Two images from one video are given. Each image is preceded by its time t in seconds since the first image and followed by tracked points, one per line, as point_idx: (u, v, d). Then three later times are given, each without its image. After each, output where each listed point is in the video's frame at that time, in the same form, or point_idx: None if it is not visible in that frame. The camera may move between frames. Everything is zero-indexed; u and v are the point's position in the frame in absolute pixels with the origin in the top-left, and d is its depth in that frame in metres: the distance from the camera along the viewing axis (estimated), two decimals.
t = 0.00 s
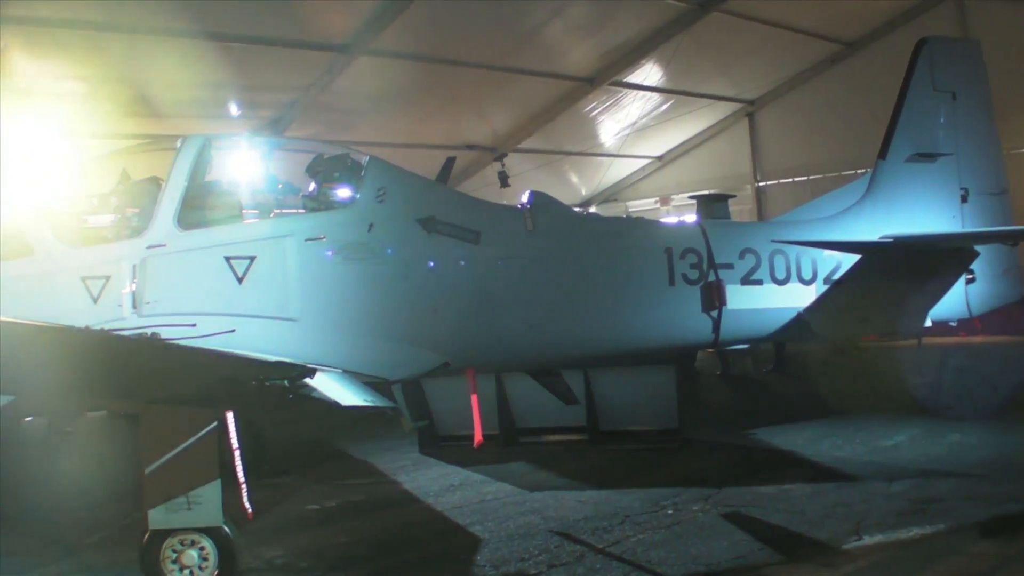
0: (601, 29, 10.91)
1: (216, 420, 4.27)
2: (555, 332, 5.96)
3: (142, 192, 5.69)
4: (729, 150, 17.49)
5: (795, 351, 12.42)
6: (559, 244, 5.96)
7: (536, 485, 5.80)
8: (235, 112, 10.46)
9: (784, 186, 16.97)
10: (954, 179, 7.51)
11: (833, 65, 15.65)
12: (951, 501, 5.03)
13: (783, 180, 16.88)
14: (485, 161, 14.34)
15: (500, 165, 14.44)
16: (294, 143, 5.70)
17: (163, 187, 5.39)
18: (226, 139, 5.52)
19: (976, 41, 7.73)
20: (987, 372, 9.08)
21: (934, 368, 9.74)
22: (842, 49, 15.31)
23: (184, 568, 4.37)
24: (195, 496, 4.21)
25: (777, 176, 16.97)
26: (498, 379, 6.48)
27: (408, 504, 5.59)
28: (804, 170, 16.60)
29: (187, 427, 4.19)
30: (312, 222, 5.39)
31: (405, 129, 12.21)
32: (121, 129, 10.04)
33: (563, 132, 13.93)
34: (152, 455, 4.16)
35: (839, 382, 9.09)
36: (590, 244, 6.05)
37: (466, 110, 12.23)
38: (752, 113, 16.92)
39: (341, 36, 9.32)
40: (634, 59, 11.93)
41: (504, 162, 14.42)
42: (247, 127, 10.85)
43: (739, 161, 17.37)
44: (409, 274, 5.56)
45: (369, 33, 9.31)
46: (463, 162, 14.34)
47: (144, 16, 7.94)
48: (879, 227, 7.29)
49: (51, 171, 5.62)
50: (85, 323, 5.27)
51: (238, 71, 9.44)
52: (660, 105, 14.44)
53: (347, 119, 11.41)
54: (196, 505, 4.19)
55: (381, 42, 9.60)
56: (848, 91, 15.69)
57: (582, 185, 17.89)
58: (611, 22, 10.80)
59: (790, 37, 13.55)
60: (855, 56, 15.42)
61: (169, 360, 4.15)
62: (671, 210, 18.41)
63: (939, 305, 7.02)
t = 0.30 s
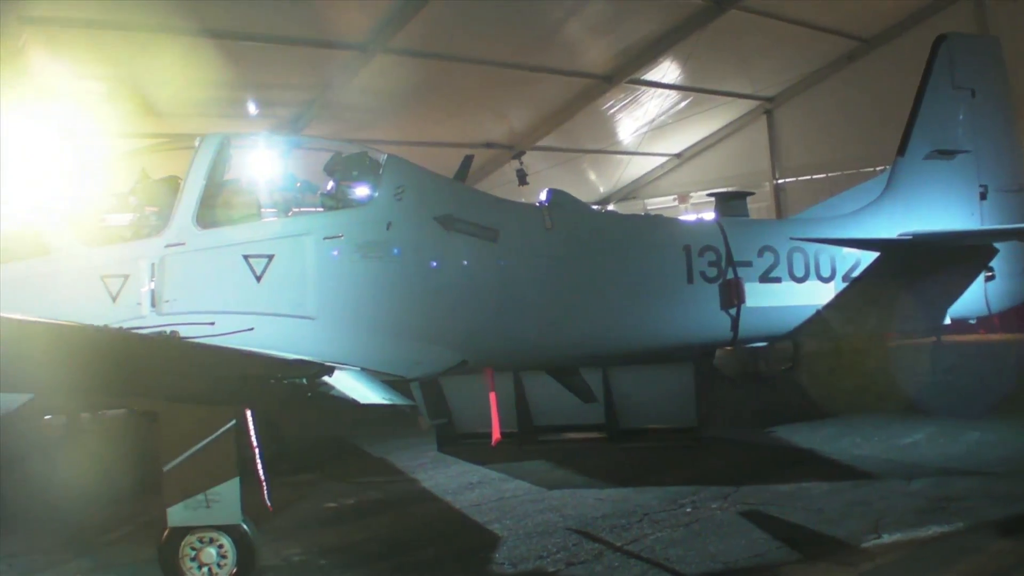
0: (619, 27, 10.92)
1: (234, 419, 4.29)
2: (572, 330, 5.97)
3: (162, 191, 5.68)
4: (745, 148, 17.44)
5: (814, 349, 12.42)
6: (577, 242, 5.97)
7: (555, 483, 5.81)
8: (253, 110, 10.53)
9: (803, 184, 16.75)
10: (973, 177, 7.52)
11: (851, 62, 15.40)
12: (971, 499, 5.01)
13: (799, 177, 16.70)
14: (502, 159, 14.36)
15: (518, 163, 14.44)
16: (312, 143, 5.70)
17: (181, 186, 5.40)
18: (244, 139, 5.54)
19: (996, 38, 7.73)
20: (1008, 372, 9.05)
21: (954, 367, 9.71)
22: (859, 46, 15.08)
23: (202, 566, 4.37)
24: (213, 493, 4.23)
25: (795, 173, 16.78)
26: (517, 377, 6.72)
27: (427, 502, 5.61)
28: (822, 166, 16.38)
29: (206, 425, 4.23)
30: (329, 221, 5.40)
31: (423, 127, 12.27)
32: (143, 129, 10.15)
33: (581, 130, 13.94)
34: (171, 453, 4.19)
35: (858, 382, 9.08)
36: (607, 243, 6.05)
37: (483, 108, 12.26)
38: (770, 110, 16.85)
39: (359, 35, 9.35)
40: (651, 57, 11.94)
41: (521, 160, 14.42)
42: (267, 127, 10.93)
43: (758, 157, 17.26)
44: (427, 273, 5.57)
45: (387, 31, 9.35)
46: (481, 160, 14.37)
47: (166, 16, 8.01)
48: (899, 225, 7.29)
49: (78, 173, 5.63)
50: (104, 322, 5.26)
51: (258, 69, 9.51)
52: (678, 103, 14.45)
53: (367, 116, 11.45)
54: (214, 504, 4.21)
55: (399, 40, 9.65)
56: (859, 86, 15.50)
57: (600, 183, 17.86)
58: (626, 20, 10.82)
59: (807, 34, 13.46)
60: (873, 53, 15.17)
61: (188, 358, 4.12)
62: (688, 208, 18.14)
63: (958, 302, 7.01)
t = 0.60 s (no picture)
0: (637, 24, 10.95)
1: (254, 416, 4.29)
2: (591, 327, 5.97)
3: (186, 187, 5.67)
4: (765, 145, 17.19)
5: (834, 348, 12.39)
6: (597, 239, 5.97)
7: (574, 480, 5.84)
8: (272, 109, 10.57)
9: (823, 180, 16.47)
10: (993, 173, 7.53)
11: (869, 58, 15.39)
12: (991, 497, 4.99)
13: (818, 174, 16.42)
14: (521, 157, 14.35)
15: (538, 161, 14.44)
16: (331, 140, 5.70)
17: (202, 183, 5.43)
18: (265, 137, 5.56)
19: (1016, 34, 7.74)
20: None
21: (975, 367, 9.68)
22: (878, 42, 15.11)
23: (223, 563, 4.38)
24: (234, 489, 4.24)
25: (816, 169, 16.50)
26: (536, 374, 6.87)
27: (447, 498, 5.63)
28: (844, 162, 16.10)
29: (231, 423, 4.24)
30: (349, 218, 5.41)
31: (440, 125, 12.32)
32: (166, 127, 10.24)
33: (600, 128, 13.96)
34: (190, 450, 4.21)
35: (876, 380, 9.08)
36: (626, 240, 6.05)
37: (502, 105, 12.27)
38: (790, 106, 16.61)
39: (378, 33, 9.43)
40: (671, 54, 11.97)
41: (541, 157, 14.39)
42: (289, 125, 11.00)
43: (777, 154, 17.09)
44: (446, 270, 5.57)
45: (405, 28, 9.40)
46: (501, 157, 14.39)
47: (190, 14, 8.07)
48: (920, 222, 7.28)
49: (101, 173, 5.68)
50: (124, 319, 5.30)
51: (280, 66, 9.56)
52: (699, 99, 14.46)
53: (387, 114, 11.50)
54: (235, 501, 4.22)
55: (417, 39, 9.73)
56: (876, 86, 15.51)
57: (618, 180, 17.80)
58: (646, 17, 10.84)
59: (825, 30, 13.40)
60: (891, 50, 15.21)
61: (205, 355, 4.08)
62: (708, 206, 17.87)
63: (979, 299, 7.01)
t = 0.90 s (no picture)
0: (653, 22, 10.95)
1: (272, 415, 4.30)
2: (608, 325, 5.98)
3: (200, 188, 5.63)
4: (781, 144, 17.25)
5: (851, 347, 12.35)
6: (613, 237, 5.97)
7: (591, 479, 5.85)
8: (289, 108, 10.59)
9: (842, 178, 16.61)
10: (1011, 170, 7.52)
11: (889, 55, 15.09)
12: (1010, 496, 4.97)
13: (838, 172, 16.57)
14: (539, 155, 14.35)
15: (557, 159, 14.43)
16: (348, 139, 5.69)
17: (219, 182, 5.42)
18: (282, 136, 5.55)
19: None
20: None
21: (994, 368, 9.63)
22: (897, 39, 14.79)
23: (240, 561, 4.38)
24: (251, 487, 4.25)
25: (834, 167, 16.64)
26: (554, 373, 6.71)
27: (463, 497, 5.64)
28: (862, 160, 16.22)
29: (248, 420, 4.25)
30: (367, 216, 5.43)
31: (456, 124, 12.36)
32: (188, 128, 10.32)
33: (618, 126, 13.96)
34: (208, 448, 4.21)
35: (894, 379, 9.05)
36: (642, 238, 6.05)
37: (519, 103, 12.30)
38: (807, 104, 16.54)
39: (395, 31, 9.47)
40: (688, 51, 11.98)
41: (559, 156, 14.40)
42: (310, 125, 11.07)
43: (793, 154, 17.14)
44: (463, 269, 5.59)
45: (423, 25, 9.42)
46: (519, 155, 14.39)
47: (210, 13, 8.11)
48: (938, 220, 7.27)
49: (119, 173, 5.71)
50: (141, 317, 5.32)
51: (297, 66, 9.59)
52: (716, 96, 14.46)
53: (405, 111, 11.54)
54: (253, 499, 4.23)
55: (433, 38, 9.78)
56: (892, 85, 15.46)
57: (636, 178, 17.77)
58: (663, 15, 10.85)
59: (841, 29, 13.36)
60: (912, 45, 14.85)
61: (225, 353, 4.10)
62: (726, 203, 18.15)
63: (998, 297, 7.01)
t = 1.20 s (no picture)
0: (671, 21, 10.98)
1: (291, 414, 4.32)
2: (626, 324, 5.98)
3: (217, 188, 5.59)
4: (799, 143, 17.25)
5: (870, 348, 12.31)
6: (630, 237, 5.97)
7: (608, 478, 5.87)
8: (308, 109, 10.61)
9: (861, 177, 16.50)
10: None
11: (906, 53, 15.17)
12: None
13: (858, 170, 16.44)
14: (557, 155, 14.37)
15: (574, 158, 14.47)
16: (367, 138, 5.70)
17: (238, 182, 5.44)
18: (301, 135, 5.54)
19: None
20: None
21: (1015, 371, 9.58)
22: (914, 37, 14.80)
23: (258, 560, 4.38)
24: (269, 485, 4.26)
25: (853, 166, 16.55)
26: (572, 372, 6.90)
27: (480, 497, 5.65)
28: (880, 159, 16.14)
29: (266, 419, 4.29)
30: (385, 216, 5.44)
31: (473, 124, 12.40)
32: (209, 127, 10.38)
33: (635, 125, 13.99)
34: (228, 446, 4.24)
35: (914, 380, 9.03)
36: (659, 237, 6.05)
37: (536, 103, 12.33)
38: (826, 102, 16.61)
39: (415, 31, 9.51)
40: (707, 49, 12.02)
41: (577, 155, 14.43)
42: (333, 123, 11.12)
43: (811, 153, 17.15)
44: (480, 268, 5.59)
45: (441, 24, 9.45)
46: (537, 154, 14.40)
47: (232, 13, 8.18)
48: (957, 219, 7.26)
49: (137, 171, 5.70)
50: (160, 316, 5.35)
51: (317, 66, 9.64)
52: (734, 96, 14.50)
53: (424, 111, 11.58)
54: (271, 497, 4.24)
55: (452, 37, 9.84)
56: (908, 84, 15.46)
57: (654, 177, 17.86)
58: (681, 13, 10.86)
59: (858, 27, 13.35)
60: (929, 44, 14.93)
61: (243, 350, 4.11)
62: (744, 201, 18.06)
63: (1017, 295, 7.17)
